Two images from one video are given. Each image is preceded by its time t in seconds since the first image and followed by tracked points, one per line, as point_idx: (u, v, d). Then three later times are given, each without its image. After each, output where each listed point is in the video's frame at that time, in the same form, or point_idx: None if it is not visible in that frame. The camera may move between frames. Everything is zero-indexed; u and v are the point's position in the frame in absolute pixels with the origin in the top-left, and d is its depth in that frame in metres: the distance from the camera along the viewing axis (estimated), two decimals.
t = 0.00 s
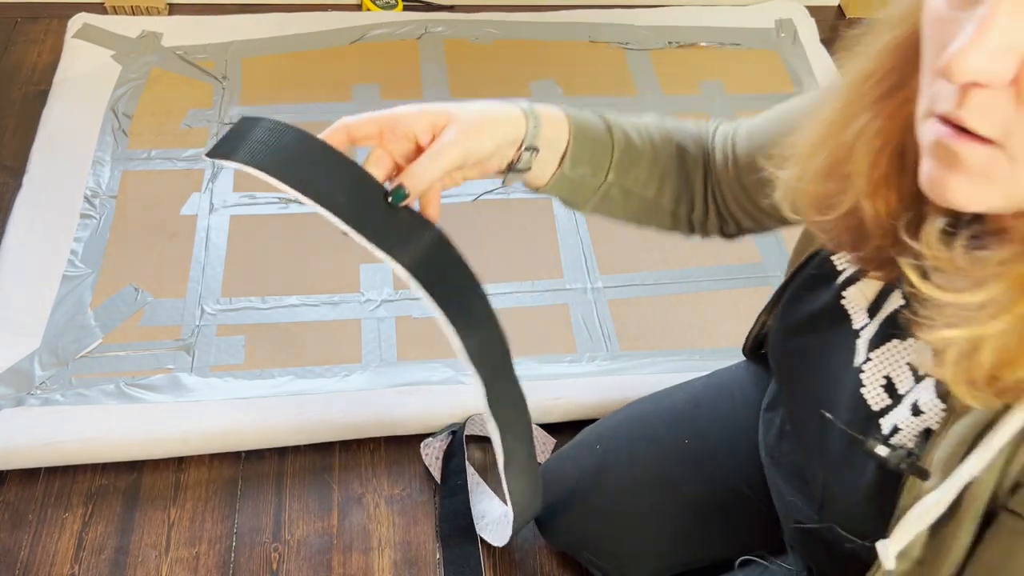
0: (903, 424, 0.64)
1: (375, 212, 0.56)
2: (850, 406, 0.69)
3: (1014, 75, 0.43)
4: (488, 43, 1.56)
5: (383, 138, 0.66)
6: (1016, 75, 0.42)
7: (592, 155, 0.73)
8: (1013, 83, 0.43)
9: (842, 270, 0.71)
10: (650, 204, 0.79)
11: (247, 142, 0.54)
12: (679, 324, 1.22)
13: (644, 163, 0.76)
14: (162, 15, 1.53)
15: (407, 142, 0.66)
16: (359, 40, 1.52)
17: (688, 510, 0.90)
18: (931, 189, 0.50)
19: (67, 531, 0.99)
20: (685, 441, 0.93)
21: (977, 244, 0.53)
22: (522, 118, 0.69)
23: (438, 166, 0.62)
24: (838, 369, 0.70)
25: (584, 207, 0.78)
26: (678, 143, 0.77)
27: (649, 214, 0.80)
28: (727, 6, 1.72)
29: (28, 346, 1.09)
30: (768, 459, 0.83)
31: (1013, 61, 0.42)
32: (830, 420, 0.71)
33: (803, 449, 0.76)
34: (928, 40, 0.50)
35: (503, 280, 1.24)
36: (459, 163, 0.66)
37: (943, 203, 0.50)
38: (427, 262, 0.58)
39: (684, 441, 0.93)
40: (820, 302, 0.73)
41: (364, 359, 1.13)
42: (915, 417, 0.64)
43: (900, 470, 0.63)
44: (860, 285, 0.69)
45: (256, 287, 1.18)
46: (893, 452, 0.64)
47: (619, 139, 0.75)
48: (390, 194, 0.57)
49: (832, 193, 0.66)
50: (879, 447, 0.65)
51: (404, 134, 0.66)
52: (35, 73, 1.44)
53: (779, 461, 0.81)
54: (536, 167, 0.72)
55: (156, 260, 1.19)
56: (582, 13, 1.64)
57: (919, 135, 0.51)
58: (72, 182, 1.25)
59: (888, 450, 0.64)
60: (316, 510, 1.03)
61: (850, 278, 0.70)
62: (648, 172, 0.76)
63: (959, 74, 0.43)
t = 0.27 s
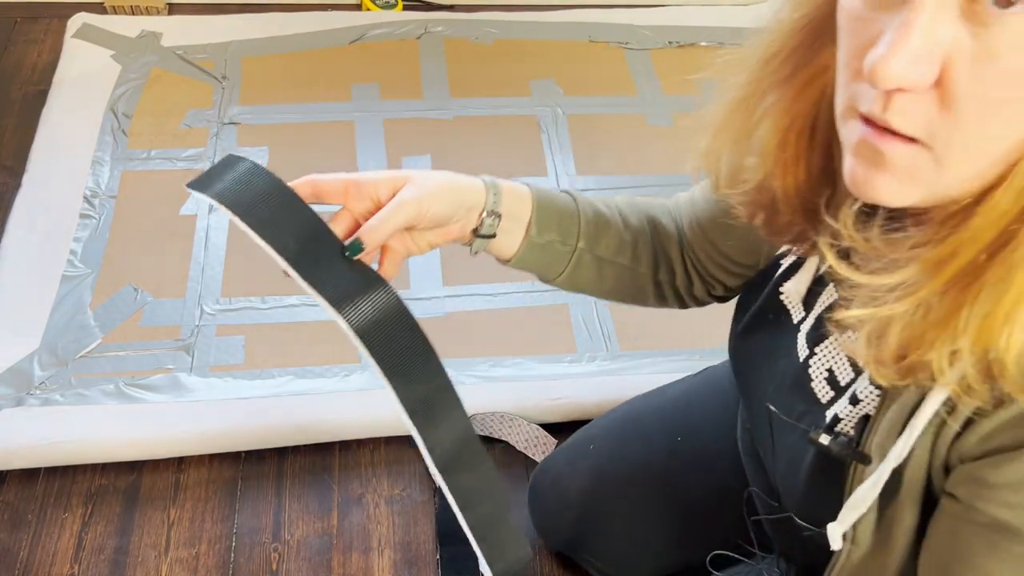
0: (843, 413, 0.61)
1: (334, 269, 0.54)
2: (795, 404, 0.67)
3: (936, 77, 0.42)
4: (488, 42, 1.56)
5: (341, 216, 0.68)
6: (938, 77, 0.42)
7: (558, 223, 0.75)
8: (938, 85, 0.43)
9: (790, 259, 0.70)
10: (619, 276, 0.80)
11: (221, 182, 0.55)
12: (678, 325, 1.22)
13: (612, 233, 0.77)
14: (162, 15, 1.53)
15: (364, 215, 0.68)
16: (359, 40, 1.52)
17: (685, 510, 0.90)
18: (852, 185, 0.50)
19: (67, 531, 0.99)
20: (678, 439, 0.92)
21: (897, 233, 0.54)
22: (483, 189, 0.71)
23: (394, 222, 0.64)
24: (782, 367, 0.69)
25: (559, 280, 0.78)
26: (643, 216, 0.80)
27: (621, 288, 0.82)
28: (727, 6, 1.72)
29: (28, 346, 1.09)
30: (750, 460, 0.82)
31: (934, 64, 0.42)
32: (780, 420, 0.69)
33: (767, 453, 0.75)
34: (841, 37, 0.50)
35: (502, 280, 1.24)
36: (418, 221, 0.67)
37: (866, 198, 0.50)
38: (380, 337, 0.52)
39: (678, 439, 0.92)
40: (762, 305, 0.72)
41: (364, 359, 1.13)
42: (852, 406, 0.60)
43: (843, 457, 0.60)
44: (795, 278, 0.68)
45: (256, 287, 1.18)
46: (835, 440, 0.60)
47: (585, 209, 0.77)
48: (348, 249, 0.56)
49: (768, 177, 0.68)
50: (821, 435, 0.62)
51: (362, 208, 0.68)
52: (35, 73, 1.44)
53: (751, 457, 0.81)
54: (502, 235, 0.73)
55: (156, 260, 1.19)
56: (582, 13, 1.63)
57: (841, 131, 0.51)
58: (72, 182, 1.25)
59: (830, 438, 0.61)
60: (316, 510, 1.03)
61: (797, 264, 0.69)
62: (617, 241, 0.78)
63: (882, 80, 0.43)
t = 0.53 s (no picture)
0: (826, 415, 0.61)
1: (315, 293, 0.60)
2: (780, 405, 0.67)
3: (897, 92, 0.43)
4: (488, 42, 1.56)
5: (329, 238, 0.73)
6: (899, 91, 0.43)
7: (544, 239, 0.76)
8: (897, 100, 0.43)
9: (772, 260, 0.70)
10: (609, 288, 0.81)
11: (207, 194, 0.60)
12: (678, 325, 1.22)
13: (600, 245, 0.78)
14: (162, 15, 1.53)
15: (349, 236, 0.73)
16: (359, 40, 1.52)
17: (685, 512, 0.89)
18: (818, 196, 0.51)
19: (67, 531, 0.99)
20: (678, 435, 0.92)
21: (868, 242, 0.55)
22: (465, 211, 0.74)
23: (372, 247, 0.68)
24: (768, 368, 0.69)
25: (548, 294, 0.79)
26: (629, 226, 0.80)
27: (611, 299, 0.82)
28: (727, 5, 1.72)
29: (27, 346, 1.08)
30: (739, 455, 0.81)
31: (893, 79, 0.42)
32: (765, 420, 0.69)
33: (754, 450, 0.74)
34: (801, 56, 0.50)
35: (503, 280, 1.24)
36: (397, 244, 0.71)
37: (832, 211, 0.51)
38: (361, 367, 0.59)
39: (678, 435, 0.92)
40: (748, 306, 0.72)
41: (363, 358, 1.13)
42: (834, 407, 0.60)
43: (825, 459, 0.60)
44: (776, 281, 0.68)
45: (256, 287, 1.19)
46: (818, 441, 0.60)
47: (572, 223, 0.77)
48: (329, 270, 0.63)
49: (750, 184, 0.68)
50: (804, 437, 0.61)
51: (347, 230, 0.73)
52: (35, 73, 1.44)
53: (739, 455, 0.81)
54: (487, 255, 0.75)
55: (156, 260, 1.19)
56: (582, 13, 1.63)
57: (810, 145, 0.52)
58: (72, 182, 1.25)
59: (813, 439, 0.61)
60: (317, 510, 1.03)
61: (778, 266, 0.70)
62: (606, 254, 0.78)
63: (841, 99, 0.43)
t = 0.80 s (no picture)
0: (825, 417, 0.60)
1: (321, 296, 0.60)
2: (779, 406, 0.67)
3: (887, 97, 0.43)
4: (488, 42, 1.56)
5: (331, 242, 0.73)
6: (889, 97, 0.43)
7: (547, 244, 0.76)
8: (886, 106, 0.43)
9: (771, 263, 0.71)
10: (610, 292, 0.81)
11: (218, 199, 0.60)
12: (678, 325, 1.22)
13: (602, 250, 0.78)
14: (162, 15, 1.53)
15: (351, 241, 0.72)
16: (359, 40, 1.52)
17: (685, 513, 0.89)
18: (812, 203, 0.51)
19: (67, 531, 0.99)
20: (679, 436, 0.91)
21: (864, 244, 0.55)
22: (468, 217, 0.74)
23: (373, 253, 0.68)
24: (767, 368, 0.69)
25: (552, 299, 0.79)
26: (631, 230, 0.80)
27: (613, 303, 0.82)
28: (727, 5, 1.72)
29: (27, 346, 1.08)
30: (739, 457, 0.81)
31: (882, 84, 0.42)
32: (764, 422, 0.69)
33: (754, 452, 0.74)
34: (795, 63, 0.50)
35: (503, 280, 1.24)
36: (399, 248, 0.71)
37: (823, 218, 0.51)
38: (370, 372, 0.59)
39: (679, 436, 0.91)
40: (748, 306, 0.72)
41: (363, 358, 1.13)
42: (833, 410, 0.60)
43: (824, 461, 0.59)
44: (776, 283, 0.68)
45: (256, 287, 1.19)
46: (816, 442, 0.59)
47: (573, 228, 0.77)
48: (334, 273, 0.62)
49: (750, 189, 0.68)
50: (802, 439, 0.61)
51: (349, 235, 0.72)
52: (35, 73, 1.44)
53: (739, 456, 0.81)
54: (489, 260, 0.75)
55: (156, 260, 1.19)
56: (582, 13, 1.63)
57: (799, 152, 0.51)
58: (72, 182, 1.25)
59: (812, 441, 0.60)
60: (317, 510, 1.03)
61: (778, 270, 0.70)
62: (608, 258, 0.78)
63: (831, 107, 0.43)
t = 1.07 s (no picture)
0: (825, 416, 0.60)
1: (334, 299, 0.59)
2: (781, 405, 0.67)
3: (824, 92, 0.44)
4: (488, 42, 1.56)
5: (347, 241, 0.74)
6: (827, 92, 0.43)
7: (555, 246, 0.76)
8: (826, 100, 0.44)
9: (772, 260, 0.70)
10: (618, 291, 0.81)
11: (223, 180, 0.58)
12: (677, 325, 1.22)
13: (610, 250, 0.78)
14: (162, 15, 1.53)
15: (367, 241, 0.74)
16: (358, 40, 1.52)
17: (687, 513, 0.89)
18: (784, 189, 0.53)
19: (67, 531, 0.99)
20: (678, 437, 0.91)
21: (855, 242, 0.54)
22: (478, 220, 0.74)
23: (386, 255, 0.68)
24: (768, 368, 0.69)
25: (560, 299, 0.79)
26: (640, 230, 0.80)
27: (621, 302, 0.82)
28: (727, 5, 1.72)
29: (27, 346, 1.08)
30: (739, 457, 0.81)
31: (819, 80, 0.43)
32: (766, 420, 0.69)
33: (753, 452, 0.74)
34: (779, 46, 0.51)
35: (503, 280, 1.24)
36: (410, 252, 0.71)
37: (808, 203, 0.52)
38: (372, 373, 0.58)
39: (678, 437, 0.91)
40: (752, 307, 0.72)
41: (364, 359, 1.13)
42: (833, 408, 0.60)
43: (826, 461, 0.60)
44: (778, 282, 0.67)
45: (256, 287, 1.18)
46: (817, 442, 0.60)
47: (582, 229, 0.77)
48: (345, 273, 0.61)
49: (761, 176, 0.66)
50: (803, 439, 0.61)
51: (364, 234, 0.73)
52: (34, 73, 1.44)
53: (739, 458, 0.81)
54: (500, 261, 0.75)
55: (156, 260, 1.19)
56: (582, 13, 1.63)
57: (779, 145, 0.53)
58: (72, 182, 1.25)
59: (812, 440, 0.60)
60: (317, 510, 1.03)
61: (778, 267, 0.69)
62: (617, 259, 0.78)
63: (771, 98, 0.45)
